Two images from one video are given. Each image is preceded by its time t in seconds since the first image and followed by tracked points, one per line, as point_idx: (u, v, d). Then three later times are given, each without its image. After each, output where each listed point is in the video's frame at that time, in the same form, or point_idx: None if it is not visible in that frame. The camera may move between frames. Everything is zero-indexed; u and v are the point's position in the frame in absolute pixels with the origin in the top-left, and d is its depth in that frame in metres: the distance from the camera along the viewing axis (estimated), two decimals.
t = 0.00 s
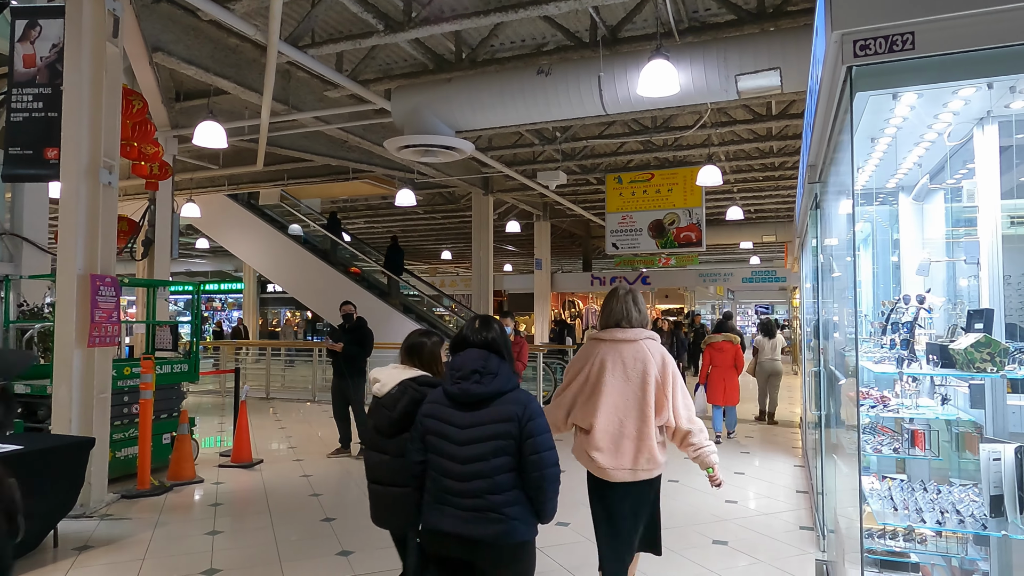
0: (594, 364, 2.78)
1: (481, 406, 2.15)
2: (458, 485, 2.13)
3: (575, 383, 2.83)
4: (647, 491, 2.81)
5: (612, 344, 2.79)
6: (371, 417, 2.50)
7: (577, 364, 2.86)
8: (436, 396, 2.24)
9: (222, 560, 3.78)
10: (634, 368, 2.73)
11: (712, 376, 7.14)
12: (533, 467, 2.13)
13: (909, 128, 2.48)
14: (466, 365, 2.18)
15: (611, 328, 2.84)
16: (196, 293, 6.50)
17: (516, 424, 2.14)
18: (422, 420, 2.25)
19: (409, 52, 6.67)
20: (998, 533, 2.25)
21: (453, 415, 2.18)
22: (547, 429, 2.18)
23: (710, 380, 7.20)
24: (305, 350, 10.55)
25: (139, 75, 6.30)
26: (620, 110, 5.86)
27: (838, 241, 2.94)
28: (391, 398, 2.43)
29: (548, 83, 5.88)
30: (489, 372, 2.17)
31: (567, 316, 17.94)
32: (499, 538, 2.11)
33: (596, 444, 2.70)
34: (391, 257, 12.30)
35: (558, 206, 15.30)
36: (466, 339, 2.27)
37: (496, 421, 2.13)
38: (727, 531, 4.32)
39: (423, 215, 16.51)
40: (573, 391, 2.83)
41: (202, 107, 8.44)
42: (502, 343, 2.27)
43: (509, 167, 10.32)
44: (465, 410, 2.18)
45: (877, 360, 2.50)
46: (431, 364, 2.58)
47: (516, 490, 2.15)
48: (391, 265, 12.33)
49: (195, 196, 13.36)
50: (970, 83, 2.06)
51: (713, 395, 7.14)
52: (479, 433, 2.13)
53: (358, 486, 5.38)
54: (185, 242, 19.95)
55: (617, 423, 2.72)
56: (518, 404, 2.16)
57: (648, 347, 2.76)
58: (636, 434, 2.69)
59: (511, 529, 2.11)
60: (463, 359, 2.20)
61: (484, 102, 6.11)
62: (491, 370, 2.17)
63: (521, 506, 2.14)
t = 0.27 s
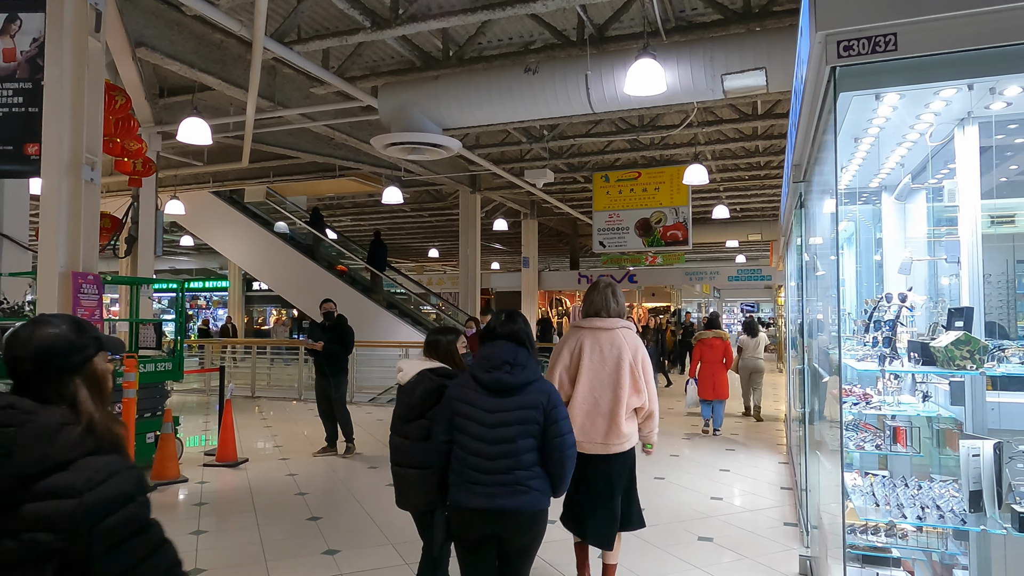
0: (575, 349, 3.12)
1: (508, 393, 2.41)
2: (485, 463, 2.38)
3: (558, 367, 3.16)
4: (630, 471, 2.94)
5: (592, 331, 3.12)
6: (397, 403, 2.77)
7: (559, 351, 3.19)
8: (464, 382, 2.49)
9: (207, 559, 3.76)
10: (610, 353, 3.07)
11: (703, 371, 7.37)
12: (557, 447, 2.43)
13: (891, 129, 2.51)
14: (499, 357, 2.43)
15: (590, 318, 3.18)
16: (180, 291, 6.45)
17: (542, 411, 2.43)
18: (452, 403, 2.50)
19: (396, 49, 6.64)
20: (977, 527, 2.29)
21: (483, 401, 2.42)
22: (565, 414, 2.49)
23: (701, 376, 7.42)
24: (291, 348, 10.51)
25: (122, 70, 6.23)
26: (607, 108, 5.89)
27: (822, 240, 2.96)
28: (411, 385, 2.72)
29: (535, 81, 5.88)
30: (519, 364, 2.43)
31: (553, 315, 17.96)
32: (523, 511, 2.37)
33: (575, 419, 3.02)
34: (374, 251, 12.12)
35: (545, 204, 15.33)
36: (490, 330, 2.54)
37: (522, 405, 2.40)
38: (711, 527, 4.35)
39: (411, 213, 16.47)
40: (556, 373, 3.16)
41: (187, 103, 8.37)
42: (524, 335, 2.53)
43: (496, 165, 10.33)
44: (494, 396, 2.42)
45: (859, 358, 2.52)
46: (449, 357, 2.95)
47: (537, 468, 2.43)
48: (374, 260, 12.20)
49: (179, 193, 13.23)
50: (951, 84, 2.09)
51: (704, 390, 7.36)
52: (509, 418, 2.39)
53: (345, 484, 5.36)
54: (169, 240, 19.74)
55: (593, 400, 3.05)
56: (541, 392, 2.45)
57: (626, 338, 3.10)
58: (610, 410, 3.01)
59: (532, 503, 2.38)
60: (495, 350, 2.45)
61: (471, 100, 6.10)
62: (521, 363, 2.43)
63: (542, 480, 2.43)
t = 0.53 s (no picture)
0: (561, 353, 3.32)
1: (532, 385, 2.53)
2: (508, 450, 2.49)
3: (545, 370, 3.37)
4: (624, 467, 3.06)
5: (579, 338, 3.31)
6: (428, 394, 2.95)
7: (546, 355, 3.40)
8: (491, 375, 2.63)
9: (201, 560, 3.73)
10: (595, 357, 3.27)
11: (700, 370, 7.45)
12: (575, 436, 2.53)
13: (885, 129, 2.52)
14: (522, 350, 2.54)
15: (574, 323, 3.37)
16: (175, 290, 6.41)
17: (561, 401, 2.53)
18: (479, 394, 2.64)
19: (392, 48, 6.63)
20: (971, 526, 2.29)
21: (507, 391, 2.55)
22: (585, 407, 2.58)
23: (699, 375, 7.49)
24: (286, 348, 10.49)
25: (117, 68, 6.20)
26: (603, 107, 5.89)
27: (817, 240, 2.97)
28: (439, 382, 2.88)
29: (531, 80, 5.88)
30: (541, 357, 2.54)
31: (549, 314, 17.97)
32: (544, 496, 2.47)
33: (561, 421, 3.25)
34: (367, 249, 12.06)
35: (541, 204, 15.34)
36: (516, 325, 2.62)
37: (546, 398, 2.51)
38: (707, 526, 4.36)
39: (407, 213, 16.47)
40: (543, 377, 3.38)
41: (181, 101, 8.34)
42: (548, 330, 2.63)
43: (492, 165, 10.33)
44: (517, 387, 2.54)
45: (854, 357, 2.52)
46: (475, 352, 3.00)
47: (559, 458, 2.55)
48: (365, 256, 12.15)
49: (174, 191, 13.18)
50: (945, 84, 2.09)
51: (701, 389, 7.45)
52: (530, 408, 2.50)
53: (340, 484, 5.35)
54: (164, 239, 19.69)
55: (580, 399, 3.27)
56: (564, 387, 2.56)
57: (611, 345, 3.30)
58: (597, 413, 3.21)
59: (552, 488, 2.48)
60: (518, 344, 2.55)
61: (467, 99, 6.09)
62: (543, 357, 2.54)
63: (559, 468, 2.52)
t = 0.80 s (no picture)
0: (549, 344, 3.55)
1: (553, 384, 2.58)
2: (533, 446, 2.54)
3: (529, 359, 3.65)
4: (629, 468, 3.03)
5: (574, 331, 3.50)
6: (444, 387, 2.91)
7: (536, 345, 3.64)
8: (513, 377, 2.68)
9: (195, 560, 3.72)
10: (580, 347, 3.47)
11: (694, 366, 7.54)
12: (595, 431, 2.60)
13: (879, 129, 2.53)
14: (543, 351, 2.59)
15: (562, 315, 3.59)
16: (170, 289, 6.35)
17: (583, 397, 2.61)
18: (505, 396, 2.68)
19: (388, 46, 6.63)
20: (963, 524, 2.31)
21: (531, 388, 2.60)
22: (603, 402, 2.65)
23: (693, 372, 7.57)
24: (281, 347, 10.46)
25: (111, 67, 6.18)
26: (599, 107, 5.89)
27: (811, 240, 2.98)
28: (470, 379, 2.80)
29: (527, 80, 5.88)
30: (563, 357, 2.60)
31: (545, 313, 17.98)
32: (571, 488, 2.50)
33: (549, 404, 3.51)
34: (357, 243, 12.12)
35: (537, 203, 15.34)
36: (537, 325, 2.64)
37: (566, 395, 2.58)
38: (702, 525, 4.37)
39: (402, 212, 16.46)
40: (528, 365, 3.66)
41: (176, 100, 8.31)
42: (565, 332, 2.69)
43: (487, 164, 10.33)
44: (541, 387, 2.59)
45: (848, 356, 2.51)
46: (501, 352, 2.96)
47: (582, 451, 2.60)
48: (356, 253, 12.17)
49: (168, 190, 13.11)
50: (939, 84, 2.10)
51: (695, 386, 7.54)
52: (554, 404, 2.56)
53: (335, 483, 5.34)
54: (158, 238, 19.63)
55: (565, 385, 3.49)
56: (584, 386, 2.63)
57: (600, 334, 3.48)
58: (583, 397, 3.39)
59: (576, 480, 2.52)
60: (537, 345, 2.60)
61: (462, 98, 6.09)
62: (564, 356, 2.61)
63: (582, 460, 2.57)
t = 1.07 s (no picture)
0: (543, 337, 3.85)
1: (572, 373, 2.85)
2: (557, 429, 2.83)
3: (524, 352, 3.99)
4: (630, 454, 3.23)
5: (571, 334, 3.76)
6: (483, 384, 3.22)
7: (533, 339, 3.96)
8: (537, 367, 2.96)
9: (190, 560, 3.71)
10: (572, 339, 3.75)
11: (691, 365, 7.59)
12: (611, 417, 2.84)
13: (874, 129, 2.54)
14: (562, 342, 2.85)
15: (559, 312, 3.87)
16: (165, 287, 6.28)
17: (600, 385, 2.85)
18: (530, 385, 2.97)
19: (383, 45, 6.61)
20: (957, 523, 2.30)
21: (553, 376, 2.88)
22: (617, 389, 2.89)
23: (690, 371, 7.63)
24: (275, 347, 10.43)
25: (105, 65, 6.16)
26: (594, 106, 5.89)
27: (806, 240, 2.99)
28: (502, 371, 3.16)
29: (523, 79, 5.88)
30: (578, 348, 2.86)
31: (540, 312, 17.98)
32: (593, 468, 2.78)
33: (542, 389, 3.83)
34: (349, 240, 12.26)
35: (533, 202, 15.34)
36: (556, 319, 2.89)
37: (583, 383, 2.83)
38: (697, 524, 4.38)
39: (397, 211, 16.45)
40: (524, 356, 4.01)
41: (170, 99, 8.28)
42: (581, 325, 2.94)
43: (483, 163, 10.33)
44: (562, 375, 2.86)
45: (843, 356, 2.51)
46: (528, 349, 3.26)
47: (600, 433, 2.85)
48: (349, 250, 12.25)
49: (162, 189, 13.03)
50: (933, 84, 2.10)
51: (692, 384, 7.61)
52: (573, 391, 2.83)
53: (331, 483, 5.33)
54: (153, 237, 19.57)
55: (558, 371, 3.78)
56: (600, 372, 2.87)
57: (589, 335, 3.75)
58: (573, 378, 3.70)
59: (599, 460, 2.80)
60: (557, 337, 2.87)
61: (458, 97, 6.08)
62: (580, 348, 2.86)
63: (601, 441, 2.83)
